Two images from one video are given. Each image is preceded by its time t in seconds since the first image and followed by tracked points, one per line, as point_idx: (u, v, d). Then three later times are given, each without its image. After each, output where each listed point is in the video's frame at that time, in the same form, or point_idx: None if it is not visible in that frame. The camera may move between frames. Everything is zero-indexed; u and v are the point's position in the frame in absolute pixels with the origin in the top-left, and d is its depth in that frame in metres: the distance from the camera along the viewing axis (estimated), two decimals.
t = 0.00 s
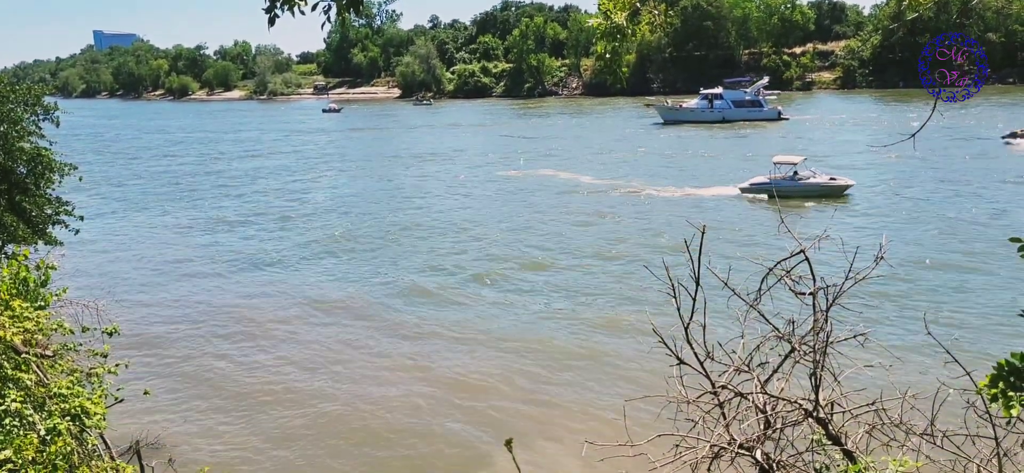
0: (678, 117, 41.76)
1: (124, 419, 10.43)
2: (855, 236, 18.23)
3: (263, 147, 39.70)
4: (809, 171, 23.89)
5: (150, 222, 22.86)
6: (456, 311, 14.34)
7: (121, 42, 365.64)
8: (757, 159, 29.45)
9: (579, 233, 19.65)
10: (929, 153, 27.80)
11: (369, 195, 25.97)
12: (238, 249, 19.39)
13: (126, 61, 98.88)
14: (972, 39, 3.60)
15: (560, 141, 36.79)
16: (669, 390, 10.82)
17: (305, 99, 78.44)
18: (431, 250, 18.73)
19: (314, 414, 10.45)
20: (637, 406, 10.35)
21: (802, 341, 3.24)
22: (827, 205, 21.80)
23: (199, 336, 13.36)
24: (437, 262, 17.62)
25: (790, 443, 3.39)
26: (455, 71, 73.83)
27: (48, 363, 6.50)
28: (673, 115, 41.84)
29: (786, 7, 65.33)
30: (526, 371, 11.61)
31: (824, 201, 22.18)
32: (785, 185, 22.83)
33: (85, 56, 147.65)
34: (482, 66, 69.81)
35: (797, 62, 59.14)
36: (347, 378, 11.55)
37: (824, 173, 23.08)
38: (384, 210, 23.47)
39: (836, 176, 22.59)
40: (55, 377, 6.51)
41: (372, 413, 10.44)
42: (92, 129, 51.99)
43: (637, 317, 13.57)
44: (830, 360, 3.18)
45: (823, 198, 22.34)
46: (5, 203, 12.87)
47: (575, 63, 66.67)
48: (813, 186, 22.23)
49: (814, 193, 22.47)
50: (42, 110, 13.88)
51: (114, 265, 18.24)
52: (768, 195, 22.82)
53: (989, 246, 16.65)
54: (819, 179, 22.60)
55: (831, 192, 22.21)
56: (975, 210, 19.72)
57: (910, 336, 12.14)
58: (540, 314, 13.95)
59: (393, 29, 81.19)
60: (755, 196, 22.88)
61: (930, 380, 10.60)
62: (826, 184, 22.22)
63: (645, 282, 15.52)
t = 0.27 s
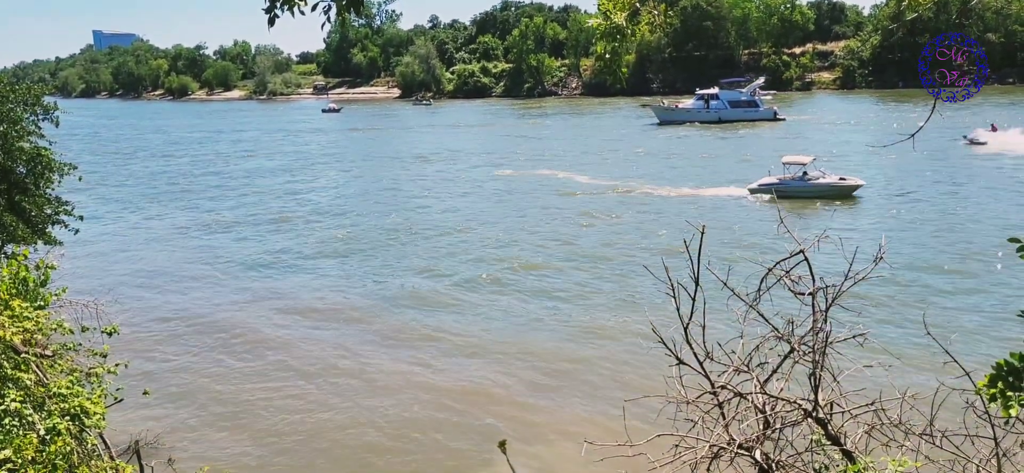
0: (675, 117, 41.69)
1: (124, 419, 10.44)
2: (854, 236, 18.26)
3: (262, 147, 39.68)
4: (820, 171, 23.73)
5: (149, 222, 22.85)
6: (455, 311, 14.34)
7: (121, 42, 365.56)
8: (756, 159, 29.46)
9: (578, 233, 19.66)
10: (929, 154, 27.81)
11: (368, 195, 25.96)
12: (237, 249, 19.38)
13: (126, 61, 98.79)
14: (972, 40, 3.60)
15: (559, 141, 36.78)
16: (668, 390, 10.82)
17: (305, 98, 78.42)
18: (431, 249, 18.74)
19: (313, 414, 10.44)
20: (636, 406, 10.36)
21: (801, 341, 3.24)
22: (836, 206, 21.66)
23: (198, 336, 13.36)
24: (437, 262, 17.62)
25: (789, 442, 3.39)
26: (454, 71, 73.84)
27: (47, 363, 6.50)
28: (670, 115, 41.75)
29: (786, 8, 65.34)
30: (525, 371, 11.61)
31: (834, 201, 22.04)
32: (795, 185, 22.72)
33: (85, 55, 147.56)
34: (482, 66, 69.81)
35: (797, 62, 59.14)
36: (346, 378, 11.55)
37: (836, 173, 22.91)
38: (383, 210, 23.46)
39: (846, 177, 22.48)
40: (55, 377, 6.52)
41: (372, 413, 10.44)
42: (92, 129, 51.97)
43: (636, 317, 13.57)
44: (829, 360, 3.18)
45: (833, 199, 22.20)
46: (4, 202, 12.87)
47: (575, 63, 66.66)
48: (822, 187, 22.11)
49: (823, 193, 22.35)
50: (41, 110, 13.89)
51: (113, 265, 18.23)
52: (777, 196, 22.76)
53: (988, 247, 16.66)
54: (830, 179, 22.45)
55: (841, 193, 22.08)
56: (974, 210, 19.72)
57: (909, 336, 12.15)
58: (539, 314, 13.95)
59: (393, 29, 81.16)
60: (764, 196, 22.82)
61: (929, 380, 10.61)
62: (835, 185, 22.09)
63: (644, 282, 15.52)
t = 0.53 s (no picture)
0: (670, 117, 41.88)
1: (123, 418, 10.43)
2: (852, 235, 18.26)
3: (261, 146, 39.65)
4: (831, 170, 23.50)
5: (148, 221, 22.83)
6: (455, 310, 14.33)
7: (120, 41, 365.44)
8: (755, 158, 29.46)
9: (577, 232, 19.65)
10: (928, 153, 27.81)
11: (367, 194, 25.95)
12: (237, 248, 19.38)
13: (125, 61, 98.70)
14: (973, 40, 3.61)
15: (558, 141, 36.78)
16: (668, 390, 10.83)
17: (305, 98, 78.36)
18: (430, 249, 18.74)
19: (312, 413, 10.44)
20: (636, 406, 10.36)
21: (800, 340, 3.24)
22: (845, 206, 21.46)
23: (197, 336, 13.36)
24: (436, 262, 17.61)
25: (788, 442, 3.38)
26: (454, 71, 73.81)
27: (47, 362, 6.50)
28: (665, 115, 41.93)
29: (785, 7, 65.35)
30: (524, 371, 11.61)
31: (844, 201, 21.85)
32: (804, 186, 22.59)
33: (84, 55, 147.44)
34: (481, 65, 69.78)
35: (796, 62, 59.15)
36: (345, 378, 11.54)
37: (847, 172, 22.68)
38: (382, 209, 23.45)
39: (858, 176, 22.18)
40: (54, 376, 6.51)
41: (371, 412, 10.44)
42: (90, 128, 51.92)
43: (636, 317, 13.56)
44: (829, 359, 3.18)
45: (843, 199, 22.00)
46: (4, 202, 12.87)
47: (574, 63, 66.64)
48: (831, 187, 21.95)
49: (833, 193, 22.18)
50: (41, 110, 13.90)
51: (112, 264, 18.22)
52: (786, 196, 22.65)
53: (987, 246, 16.66)
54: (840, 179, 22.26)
55: (851, 193, 21.89)
56: (973, 210, 19.73)
57: (908, 336, 12.15)
58: (538, 314, 13.95)
59: (392, 29, 81.14)
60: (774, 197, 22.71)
61: (928, 379, 10.62)
62: (845, 184, 21.90)
63: (644, 282, 15.52)
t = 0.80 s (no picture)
0: (666, 117, 41.95)
1: (122, 417, 10.44)
2: (851, 235, 18.27)
3: (261, 145, 39.65)
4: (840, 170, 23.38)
5: (147, 220, 22.82)
6: (455, 309, 14.34)
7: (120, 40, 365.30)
8: (754, 158, 29.48)
9: (576, 232, 19.65)
10: (927, 153, 27.80)
11: (366, 193, 25.96)
12: (236, 247, 19.38)
13: (124, 60, 98.61)
14: (971, 39, 3.66)
15: (557, 140, 36.78)
16: (668, 389, 10.81)
17: (304, 97, 78.32)
18: (429, 248, 18.72)
19: (310, 413, 10.44)
20: (635, 405, 10.35)
21: (800, 340, 3.23)
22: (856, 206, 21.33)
23: (196, 334, 13.36)
24: (436, 261, 17.60)
25: (787, 442, 3.38)
26: (453, 70, 73.74)
27: (45, 361, 6.50)
28: (661, 115, 42.00)
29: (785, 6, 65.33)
30: (523, 370, 11.60)
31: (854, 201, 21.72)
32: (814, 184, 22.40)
33: (83, 54, 147.34)
34: (481, 65, 69.74)
35: (796, 62, 59.16)
36: (344, 377, 11.55)
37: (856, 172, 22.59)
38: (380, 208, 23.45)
39: (868, 176, 22.01)
40: (53, 375, 6.51)
41: (369, 412, 10.43)
42: (90, 127, 51.90)
43: (634, 316, 13.56)
44: (828, 358, 3.18)
45: (853, 198, 21.89)
46: (3, 201, 12.87)
47: (573, 62, 66.63)
48: (842, 186, 21.82)
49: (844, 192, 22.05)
50: (40, 109, 13.91)
51: (111, 263, 18.21)
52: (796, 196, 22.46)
53: (988, 246, 16.66)
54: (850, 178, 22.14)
55: (861, 192, 21.80)
56: (972, 209, 19.71)
57: (907, 335, 12.16)
58: (537, 313, 13.97)
59: (392, 28, 81.13)
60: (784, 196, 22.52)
61: (928, 379, 10.62)
62: (856, 183, 21.78)
63: (643, 281, 15.52)
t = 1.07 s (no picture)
0: (662, 116, 41.99)
1: (123, 416, 10.44)
2: (851, 234, 18.27)
3: (261, 145, 39.65)
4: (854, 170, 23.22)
5: (147, 220, 22.82)
6: (455, 309, 14.34)
7: (121, 40, 365.51)
8: (755, 157, 29.46)
9: (576, 231, 19.64)
10: (927, 153, 27.77)
11: (366, 193, 25.94)
12: (235, 247, 19.37)
13: (125, 59, 98.61)
14: (972, 40, 3.59)
15: (558, 139, 36.76)
16: (668, 389, 10.80)
17: (304, 96, 78.30)
18: (429, 248, 18.72)
19: (311, 412, 10.44)
20: (635, 405, 10.35)
21: (801, 340, 3.22)
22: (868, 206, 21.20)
23: (196, 334, 13.36)
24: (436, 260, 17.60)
25: (788, 441, 3.37)
26: (454, 70, 73.75)
27: (46, 361, 6.49)
28: (658, 114, 42.03)
29: (786, 6, 65.25)
30: (523, 369, 11.61)
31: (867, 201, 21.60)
32: (826, 184, 22.30)
33: (85, 53, 147.39)
34: (481, 64, 69.73)
35: (796, 61, 59.13)
36: (345, 376, 11.55)
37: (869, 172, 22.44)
38: (381, 208, 23.45)
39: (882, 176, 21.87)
40: (54, 375, 6.51)
41: (370, 411, 10.44)
42: (90, 126, 51.91)
43: (635, 316, 13.56)
44: (828, 358, 3.17)
45: (866, 198, 21.77)
46: (4, 200, 12.88)
47: (574, 61, 66.59)
48: (854, 185, 21.71)
49: (856, 193, 21.93)
50: (40, 108, 13.91)
51: (112, 263, 18.22)
52: (808, 196, 22.39)
53: (988, 245, 16.66)
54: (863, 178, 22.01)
55: (873, 192, 21.67)
56: (972, 209, 19.71)
57: (908, 335, 12.16)
58: (537, 312, 13.97)
59: (392, 27, 81.09)
60: (796, 196, 22.45)
61: (928, 378, 10.62)
62: (869, 184, 21.65)
63: (643, 281, 15.52)
